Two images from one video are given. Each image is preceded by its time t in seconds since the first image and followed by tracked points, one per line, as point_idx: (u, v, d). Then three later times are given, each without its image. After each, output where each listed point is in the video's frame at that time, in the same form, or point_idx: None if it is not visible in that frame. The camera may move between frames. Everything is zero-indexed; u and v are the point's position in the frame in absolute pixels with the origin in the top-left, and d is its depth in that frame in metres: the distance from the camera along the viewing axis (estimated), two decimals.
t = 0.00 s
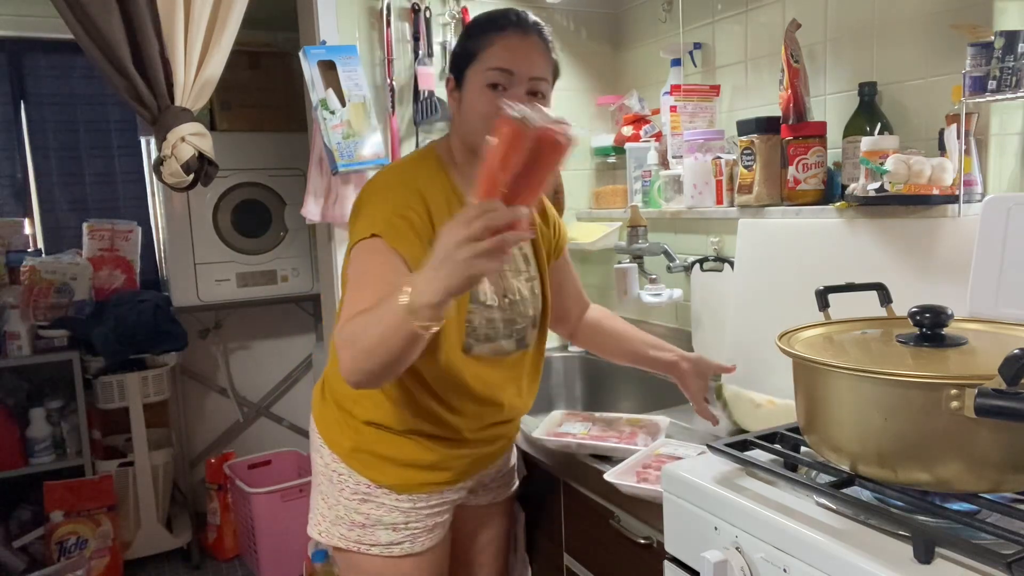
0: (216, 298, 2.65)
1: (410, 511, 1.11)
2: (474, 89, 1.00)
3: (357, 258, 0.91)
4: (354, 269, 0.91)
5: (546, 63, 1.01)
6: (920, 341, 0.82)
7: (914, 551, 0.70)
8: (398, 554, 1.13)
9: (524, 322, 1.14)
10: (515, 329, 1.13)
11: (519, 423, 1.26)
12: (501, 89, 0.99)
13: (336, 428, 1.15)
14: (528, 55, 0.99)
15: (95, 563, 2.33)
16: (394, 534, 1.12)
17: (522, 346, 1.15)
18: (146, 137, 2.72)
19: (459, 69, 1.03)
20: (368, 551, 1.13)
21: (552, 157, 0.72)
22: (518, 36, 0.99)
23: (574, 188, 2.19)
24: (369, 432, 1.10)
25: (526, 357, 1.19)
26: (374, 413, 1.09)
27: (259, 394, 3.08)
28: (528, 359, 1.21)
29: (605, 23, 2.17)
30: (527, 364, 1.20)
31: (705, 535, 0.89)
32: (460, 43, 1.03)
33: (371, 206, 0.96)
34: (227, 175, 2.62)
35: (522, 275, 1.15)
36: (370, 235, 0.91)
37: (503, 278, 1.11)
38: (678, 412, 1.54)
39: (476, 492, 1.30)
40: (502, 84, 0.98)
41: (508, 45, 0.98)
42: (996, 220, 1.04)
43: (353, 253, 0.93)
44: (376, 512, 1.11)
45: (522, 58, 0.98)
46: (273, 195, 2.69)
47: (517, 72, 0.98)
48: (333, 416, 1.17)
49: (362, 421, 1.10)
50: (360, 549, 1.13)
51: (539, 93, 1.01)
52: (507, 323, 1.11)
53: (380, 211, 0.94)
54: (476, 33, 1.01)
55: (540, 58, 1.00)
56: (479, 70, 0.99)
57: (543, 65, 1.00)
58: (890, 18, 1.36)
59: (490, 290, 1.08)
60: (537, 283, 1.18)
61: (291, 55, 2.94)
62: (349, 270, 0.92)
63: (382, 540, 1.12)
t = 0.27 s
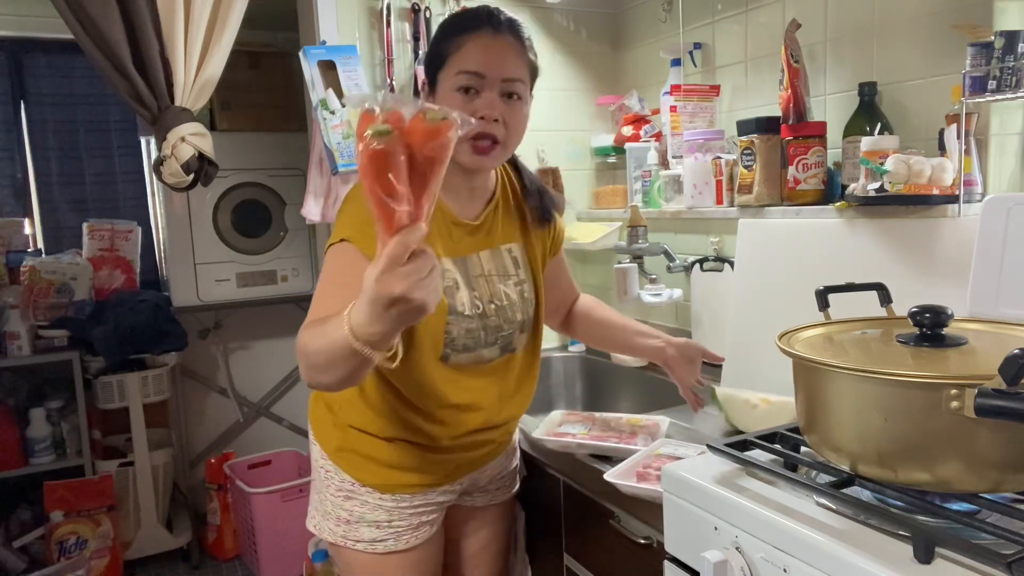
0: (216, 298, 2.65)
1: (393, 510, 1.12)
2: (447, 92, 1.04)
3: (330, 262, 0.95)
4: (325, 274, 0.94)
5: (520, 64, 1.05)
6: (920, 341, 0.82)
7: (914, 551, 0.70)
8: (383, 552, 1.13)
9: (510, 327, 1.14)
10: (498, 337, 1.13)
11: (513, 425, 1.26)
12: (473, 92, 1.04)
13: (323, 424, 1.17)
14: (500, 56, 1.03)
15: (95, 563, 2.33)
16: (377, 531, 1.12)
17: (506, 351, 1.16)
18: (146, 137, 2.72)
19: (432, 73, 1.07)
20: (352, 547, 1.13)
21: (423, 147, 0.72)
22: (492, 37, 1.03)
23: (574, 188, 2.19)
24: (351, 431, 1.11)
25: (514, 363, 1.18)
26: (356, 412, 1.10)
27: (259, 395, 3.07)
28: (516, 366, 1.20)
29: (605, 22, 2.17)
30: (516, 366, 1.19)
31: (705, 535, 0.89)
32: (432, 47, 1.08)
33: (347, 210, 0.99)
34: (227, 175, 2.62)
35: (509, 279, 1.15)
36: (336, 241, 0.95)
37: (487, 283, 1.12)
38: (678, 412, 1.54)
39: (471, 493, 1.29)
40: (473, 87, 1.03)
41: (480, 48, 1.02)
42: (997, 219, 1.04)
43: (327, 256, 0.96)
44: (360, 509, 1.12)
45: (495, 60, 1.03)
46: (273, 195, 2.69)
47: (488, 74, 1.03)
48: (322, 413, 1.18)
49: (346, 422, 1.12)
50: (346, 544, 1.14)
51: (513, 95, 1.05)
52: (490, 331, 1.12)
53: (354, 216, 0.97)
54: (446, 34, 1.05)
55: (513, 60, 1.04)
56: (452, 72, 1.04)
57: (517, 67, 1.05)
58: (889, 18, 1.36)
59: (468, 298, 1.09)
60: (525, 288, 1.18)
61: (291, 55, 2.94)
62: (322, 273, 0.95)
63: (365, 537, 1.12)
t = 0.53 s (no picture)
0: (216, 298, 2.65)
1: (389, 512, 1.12)
2: (431, 94, 1.04)
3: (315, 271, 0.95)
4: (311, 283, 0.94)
5: (506, 64, 1.05)
6: (920, 341, 0.82)
7: (913, 550, 0.70)
8: (379, 554, 1.13)
9: (506, 327, 1.14)
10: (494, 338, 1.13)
11: (510, 427, 1.26)
12: (457, 95, 1.03)
13: (319, 425, 1.16)
14: (484, 57, 1.02)
15: (95, 563, 2.33)
16: (374, 533, 1.12)
17: (502, 352, 1.16)
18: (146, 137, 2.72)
19: (417, 74, 1.07)
20: (349, 550, 1.13)
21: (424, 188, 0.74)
22: (476, 37, 1.03)
23: (574, 188, 2.19)
24: (346, 434, 1.11)
25: (510, 364, 1.18)
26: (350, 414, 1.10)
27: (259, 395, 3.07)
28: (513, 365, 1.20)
29: (605, 23, 2.17)
30: (513, 368, 1.19)
31: (705, 535, 0.89)
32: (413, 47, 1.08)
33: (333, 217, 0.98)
34: (227, 175, 2.62)
35: (504, 278, 1.15)
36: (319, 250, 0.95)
37: (482, 283, 1.12)
38: (678, 412, 1.54)
39: (470, 495, 1.29)
40: (458, 90, 1.03)
41: (464, 50, 1.02)
42: (997, 219, 1.04)
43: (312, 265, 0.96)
44: (357, 511, 1.12)
45: (479, 61, 1.02)
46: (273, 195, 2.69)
47: (472, 77, 1.02)
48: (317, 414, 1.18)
49: (341, 425, 1.11)
50: (343, 547, 1.14)
51: (499, 96, 1.04)
52: (486, 332, 1.12)
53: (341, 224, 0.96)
54: (428, 35, 1.05)
55: (498, 61, 1.04)
56: (436, 74, 1.03)
57: (503, 67, 1.04)
58: (889, 18, 1.36)
59: (461, 301, 1.09)
60: (520, 287, 1.17)
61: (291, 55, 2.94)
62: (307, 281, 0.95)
63: (362, 540, 1.12)
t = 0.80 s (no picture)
0: (216, 298, 2.65)
1: (390, 513, 1.12)
2: (430, 92, 1.04)
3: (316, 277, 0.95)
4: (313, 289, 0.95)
5: (506, 63, 1.04)
6: (920, 341, 0.82)
7: (913, 551, 0.70)
8: (380, 557, 1.13)
9: (507, 327, 1.14)
10: (495, 338, 1.13)
11: (510, 427, 1.26)
12: (457, 94, 1.03)
13: (319, 427, 1.16)
14: (484, 56, 1.02)
15: (95, 563, 2.33)
16: (374, 536, 1.12)
17: (503, 351, 1.15)
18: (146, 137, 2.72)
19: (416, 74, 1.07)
20: (349, 552, 1.13)
21: (422, 189, 0.69)
22: (476, 35, 1.03)
23: (574, 188, 2.19)
24: (345, 435, 1.11)
25: (510, 364, 1.18)
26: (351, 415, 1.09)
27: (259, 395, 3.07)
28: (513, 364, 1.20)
29: (605, 23, 2.17)
30: (513, 368, 1.19)
31: (705, 535, 0.89)
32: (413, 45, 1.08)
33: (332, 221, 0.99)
34: (227, 175, 2.62)
35: (503, 277, 1.15)
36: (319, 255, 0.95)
37: (481, 283, 1.12)
38: (678, 412, 1.54)
39: (470, 496, 1.29)
40: (457, 89, 1.03)
41: (463, 48, 1.02)
42: (997, 219, 1.04)
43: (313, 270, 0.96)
44: (357, 513, 1.12)
45: (478, 59, 1.02)
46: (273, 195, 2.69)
47: (472, 75, 1.02)
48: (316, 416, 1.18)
49: (341, 427, 1.11)
50: (343, 549, 1.14)
51: (499, 94, 1.04)
52: (486, 331, 1.12)
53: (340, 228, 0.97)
54: (428, 33, 1.05)
55: (498, 59, 1.03)
56: (435, 73, 1.03)
57: (503, 66, 1.04)
58: (889, 18, 1.36)
59: (461, 301, 1.09)
60: (520, 286, 1.17)
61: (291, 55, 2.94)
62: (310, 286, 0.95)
63: (362, 542, 1.12)
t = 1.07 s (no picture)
0: (216, 298, 2.65)
1: (391, 514, 1.12)
2: (433, 93, 1.04)
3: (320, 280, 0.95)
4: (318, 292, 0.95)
5: (508, 64, 1.05)
6: (920, 341, 0.82)
7: (913, 551, 0.70)
8: (381, 558, 1.12)
9: (508, 327, 1.14)
10: (497, 338, 1.13)
11: (510, 427, 1.26)
12: (460, 94, 1.03)
13: (319, 428, 1.16)
14: (488, 57, 1.02)
15: (95, 563, 2.33)
16: (375, 537, 1.12)
17: (504, 351, 1.15)
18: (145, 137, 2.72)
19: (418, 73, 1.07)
20: (350, 554, 1.13)
21: (387, 172, 0.76)
22: (479, 36, 1.03)
23: (575, 188, 2.19)
24: (346, 436, 1.11)
25: (511, 365, 1.18)
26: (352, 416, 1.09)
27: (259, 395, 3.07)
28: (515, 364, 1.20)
29: (605, 23, 2.17)
30: (513, 368, 1.19)
31: (705, 535, 0.89)
32: (415, 44, 1.08)
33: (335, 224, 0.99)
34: (227, 175, 2.62)
35: (504, 277, 1.15)
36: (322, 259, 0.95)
37: (482, 282, 1.12)
38: (678, 412, 1.54)
39: (470, 496, 1.29)
40: (461, 89, 1.03)
41: (467, 49, 1.02)
42: (997, 219, 1.04)
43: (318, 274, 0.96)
44: (358, 514, 1.12)
45: (482, 61, 1.02)
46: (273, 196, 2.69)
47: (475, 76, 1.02)
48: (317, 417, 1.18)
49: (342, 427, 1.11)
50: (344, 551, 1.14)
51: (502, 95, 1.04)
52: (488, 331, 1.12)
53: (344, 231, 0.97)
54: (430, 33, 1.05)
55: (501, 60, 1.04)
56: (438, 74, 1.03)
57: (506, 67, 1.04)
58: (889, 18, 1.36)
59: (463, 301, 1.09)
60: (521, 286, 1.17)
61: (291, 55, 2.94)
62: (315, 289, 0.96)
63: (363, 543, 1.12)
